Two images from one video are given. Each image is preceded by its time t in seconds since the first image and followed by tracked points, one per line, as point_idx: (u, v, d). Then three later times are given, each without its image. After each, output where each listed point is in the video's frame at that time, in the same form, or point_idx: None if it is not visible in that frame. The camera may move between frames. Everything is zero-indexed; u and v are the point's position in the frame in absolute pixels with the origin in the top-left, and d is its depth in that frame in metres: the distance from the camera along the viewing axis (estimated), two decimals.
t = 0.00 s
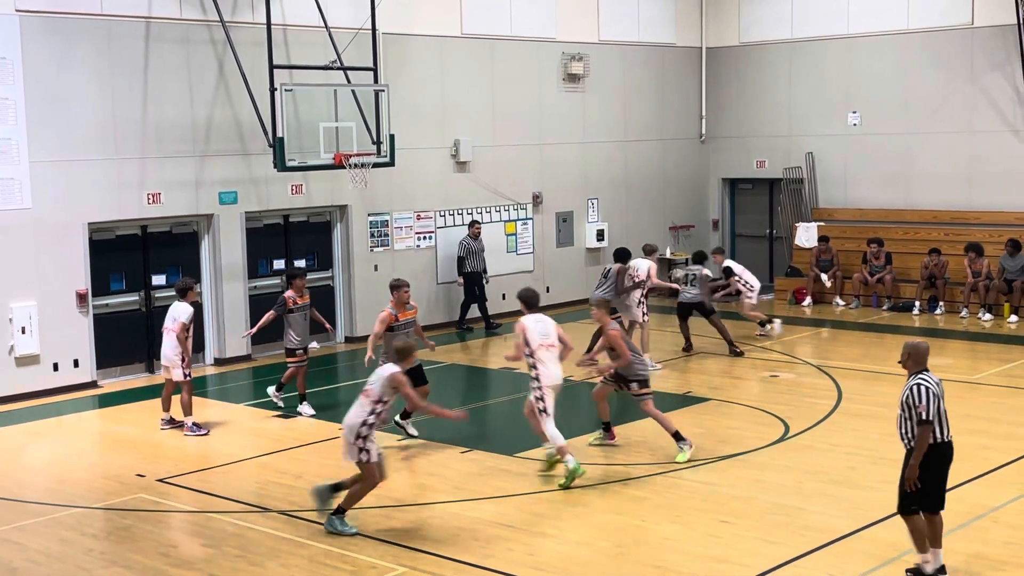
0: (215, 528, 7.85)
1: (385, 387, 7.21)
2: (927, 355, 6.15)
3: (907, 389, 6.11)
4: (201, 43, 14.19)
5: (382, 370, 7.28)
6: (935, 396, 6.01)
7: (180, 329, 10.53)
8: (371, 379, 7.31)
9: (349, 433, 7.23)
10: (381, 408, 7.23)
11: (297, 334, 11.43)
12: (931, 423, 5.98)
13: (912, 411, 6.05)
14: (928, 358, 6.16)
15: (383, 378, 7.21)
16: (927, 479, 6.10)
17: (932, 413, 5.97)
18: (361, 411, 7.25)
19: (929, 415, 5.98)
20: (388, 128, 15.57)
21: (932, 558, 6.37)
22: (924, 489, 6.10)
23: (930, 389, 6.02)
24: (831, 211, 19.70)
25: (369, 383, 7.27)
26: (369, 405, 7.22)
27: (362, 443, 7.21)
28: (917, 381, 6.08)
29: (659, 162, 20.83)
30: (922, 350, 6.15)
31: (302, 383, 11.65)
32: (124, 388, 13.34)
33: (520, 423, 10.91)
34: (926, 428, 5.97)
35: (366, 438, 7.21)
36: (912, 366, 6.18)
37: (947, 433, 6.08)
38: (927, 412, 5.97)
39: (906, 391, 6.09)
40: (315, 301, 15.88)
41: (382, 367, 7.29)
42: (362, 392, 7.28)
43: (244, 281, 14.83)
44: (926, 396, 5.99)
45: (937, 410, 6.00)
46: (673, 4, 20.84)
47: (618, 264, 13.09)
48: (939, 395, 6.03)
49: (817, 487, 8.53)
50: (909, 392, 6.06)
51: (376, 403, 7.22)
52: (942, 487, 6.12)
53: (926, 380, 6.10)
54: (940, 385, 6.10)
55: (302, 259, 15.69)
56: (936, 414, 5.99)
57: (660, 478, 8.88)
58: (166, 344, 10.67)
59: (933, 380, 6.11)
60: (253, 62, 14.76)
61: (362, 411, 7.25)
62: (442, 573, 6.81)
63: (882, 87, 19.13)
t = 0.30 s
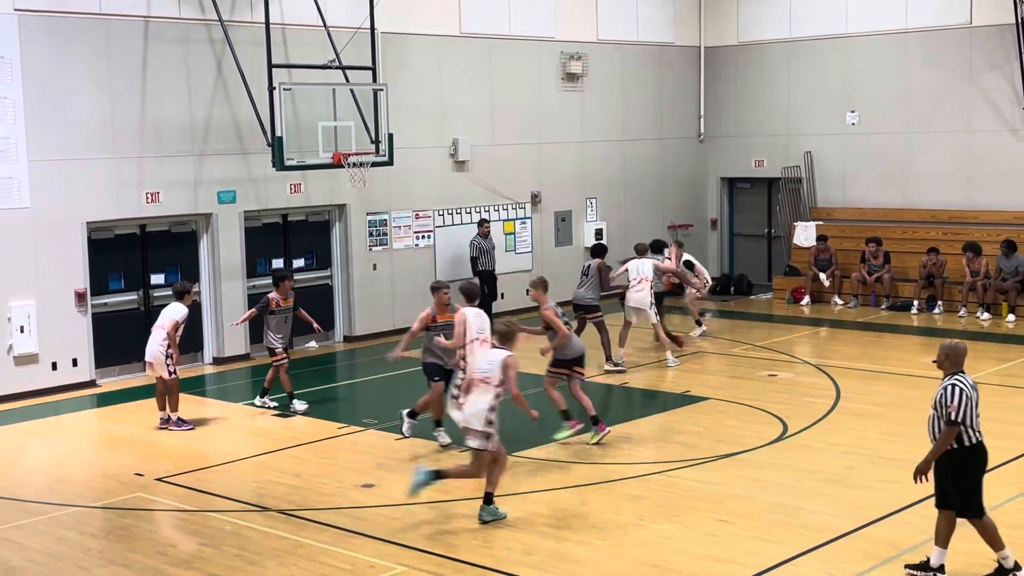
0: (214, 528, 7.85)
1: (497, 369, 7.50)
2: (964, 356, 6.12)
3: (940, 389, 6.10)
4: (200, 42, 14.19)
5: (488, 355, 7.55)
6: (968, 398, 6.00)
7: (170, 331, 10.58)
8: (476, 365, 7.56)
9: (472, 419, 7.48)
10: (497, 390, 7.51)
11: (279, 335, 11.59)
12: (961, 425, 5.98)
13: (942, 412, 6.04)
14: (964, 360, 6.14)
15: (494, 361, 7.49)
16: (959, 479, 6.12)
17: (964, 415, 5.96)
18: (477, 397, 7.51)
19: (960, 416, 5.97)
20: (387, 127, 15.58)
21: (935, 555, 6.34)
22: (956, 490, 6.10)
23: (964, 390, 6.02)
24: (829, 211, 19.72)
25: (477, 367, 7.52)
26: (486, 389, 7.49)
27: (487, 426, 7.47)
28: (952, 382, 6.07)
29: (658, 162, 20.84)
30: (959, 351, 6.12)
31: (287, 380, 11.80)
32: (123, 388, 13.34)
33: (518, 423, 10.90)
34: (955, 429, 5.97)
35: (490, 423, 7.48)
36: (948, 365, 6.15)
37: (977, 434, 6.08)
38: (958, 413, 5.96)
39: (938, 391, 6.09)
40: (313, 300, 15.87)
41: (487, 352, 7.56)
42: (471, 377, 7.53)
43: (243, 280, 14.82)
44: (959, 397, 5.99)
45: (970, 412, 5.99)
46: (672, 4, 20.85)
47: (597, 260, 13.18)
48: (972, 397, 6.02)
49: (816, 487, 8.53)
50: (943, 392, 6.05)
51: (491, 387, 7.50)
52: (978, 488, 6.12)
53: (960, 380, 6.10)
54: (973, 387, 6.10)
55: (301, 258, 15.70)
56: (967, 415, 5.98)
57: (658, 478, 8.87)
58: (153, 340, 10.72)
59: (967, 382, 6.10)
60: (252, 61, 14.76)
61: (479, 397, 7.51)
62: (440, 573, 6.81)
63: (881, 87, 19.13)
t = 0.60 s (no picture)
0: (215, 527, 7.84)
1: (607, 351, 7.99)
2: (987, 357, 6.12)
3: (971, 396, 6.13)
4: (200, 41, 14.18)
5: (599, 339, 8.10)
6: (1001, 403, 6.01)
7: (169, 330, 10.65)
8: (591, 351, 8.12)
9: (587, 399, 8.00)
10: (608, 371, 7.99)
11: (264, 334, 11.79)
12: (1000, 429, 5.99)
13: (981, 418, 6.04)
14: (988, 361, 6.15)
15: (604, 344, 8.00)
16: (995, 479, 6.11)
17: (1000, 420, 5.98)
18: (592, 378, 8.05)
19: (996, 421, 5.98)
20: (387, 126, 15.57)
21: (958, 548, 6.47)
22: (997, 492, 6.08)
23: (995, 394, 6.02)
24: (829, 210, 19.72)
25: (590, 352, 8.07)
26: (596, 371, 8.00)
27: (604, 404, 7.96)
28: (984, 388, 6.08)
29: (658, 161, 20.84)
30: (980, 354, 6.12)
31: (281, 368, 12.10)
32: (122, 387, 13.33)
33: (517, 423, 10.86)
34: (994, 435, 5.98)
35: (606, 401, 7.96)
36: (973, 370, 6.15)
37: (1016, 431, 6.08)
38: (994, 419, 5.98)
39: (971, 398, 6.11)
40: (313, 300, 15.87)
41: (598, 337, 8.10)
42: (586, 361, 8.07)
43: (242, 279, 14.82)
44: (992, 404, 6.00)
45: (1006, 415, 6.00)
46: (671, 3, 20.84)
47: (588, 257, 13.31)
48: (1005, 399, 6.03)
49: (816, 487, 8.52)
50: (976, 400, 6.07)
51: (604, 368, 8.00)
52: (1017, 486, 6.11)
53: (990, 383, 6.11)
54: (1004, 388, 6.10)
55: (300, 258, 15.69)
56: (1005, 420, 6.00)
57: (658, 477, 8.87)
58: (145, 340, 10.73)
59: (997, 383, 6.12)
60: (252, 60, 14.74)
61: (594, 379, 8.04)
62: (441, 572, 6.80)
63: (881, 86, 19.13)
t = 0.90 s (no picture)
0: (215, 525, 7.85)
1: (722, 328, 8.58)
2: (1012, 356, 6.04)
3: (997, 394, 6.02)
4: (200, 40, 14.18)
5: (706, 316, 8.62)
6: None
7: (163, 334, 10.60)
8: (698, 329, 8.63)
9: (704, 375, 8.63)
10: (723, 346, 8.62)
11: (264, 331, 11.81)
12: None
13: (1014, 417, 5.93)
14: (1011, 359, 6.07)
15: (719, 323, 8.55)
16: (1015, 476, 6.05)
17: None
18: (704, 355, 8.64)
19: None
20: (388, 125, 15.56)
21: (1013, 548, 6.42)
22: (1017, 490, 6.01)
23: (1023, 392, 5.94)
24: (829, 208, 19.72)
25: (701, 330, 8.60)
26: (712, 348, 8.60)
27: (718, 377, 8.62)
28: (1010, 386, 5.99)
29: (658, 160, 20.83)
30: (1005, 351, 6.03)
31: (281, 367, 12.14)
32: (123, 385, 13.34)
33: (516, 421, 10.89)
34: None
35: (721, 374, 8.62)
36: (996, 367, 6.05)
37: None
38: None
39: (999, 396, 5.99)
40: (314, 298, 15.88)
41: (704, 315, 8.61)
42: (697, 340, 8.63)
43: (243, 277, 14.82)
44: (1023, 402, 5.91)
45: None
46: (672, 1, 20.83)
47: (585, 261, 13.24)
48: None
49: (816, 485, 8.53)
50: (1004, 398, 5.96)
51: (718, 345, 8.60)
52: None
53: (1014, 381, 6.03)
54: None
55: (300, 256, 15.69)
56: None
57: (658, 475, 8.87)
58: (139, 343, 10.65)
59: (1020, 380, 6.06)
60: (252, 58, 14.74)
61: (708, 355, 8.63)
62: (441, 570, 6.80)
63: (881, 84, 19.12)
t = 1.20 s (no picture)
0: (215, 524, 7.85)
1: (811, 315, 8.96)
2: None
3: (1013, 389, 6.00)
4: (201, 38, 14.17)
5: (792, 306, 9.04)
6: None
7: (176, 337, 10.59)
8: (789, 317, 9.01)
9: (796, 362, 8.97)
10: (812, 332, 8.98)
11: (262, 326, 11.87)
12: None
13: None
14: None
15: (809, 310, 8.92)
16: None
17: None
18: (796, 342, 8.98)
19: None
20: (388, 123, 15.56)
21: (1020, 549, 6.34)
22: None
23: None
24: (830, 206, 19.71)
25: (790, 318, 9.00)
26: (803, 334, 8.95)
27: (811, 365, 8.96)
28: None
29: (658, 159, 20.83)
30: None
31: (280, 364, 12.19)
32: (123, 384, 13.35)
33: (517, 419, 10.88)
34: None
35: (817, 360, 8.97)
36: (1015, 363, 6.07)
37: None
38: None
39: (1016, 392, 5.98)
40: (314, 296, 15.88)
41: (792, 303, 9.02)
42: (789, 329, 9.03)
43: (244, 276, 14.82)
44: None
45: None
46: None
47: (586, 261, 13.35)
48: None
49: (815, 483, 8.53)
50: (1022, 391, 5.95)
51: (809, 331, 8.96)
52: None
53: None
54: None
55: (301, 254, 15.69)
56: None
57: (659, 473, 8.87)
58: (149, 341, 10.61)
59: None
60: (252, 56, 14.73)
61: (800, 343, 8.98)
62: (441, 569, 6.81)
63: (882, 82, 19.12)
